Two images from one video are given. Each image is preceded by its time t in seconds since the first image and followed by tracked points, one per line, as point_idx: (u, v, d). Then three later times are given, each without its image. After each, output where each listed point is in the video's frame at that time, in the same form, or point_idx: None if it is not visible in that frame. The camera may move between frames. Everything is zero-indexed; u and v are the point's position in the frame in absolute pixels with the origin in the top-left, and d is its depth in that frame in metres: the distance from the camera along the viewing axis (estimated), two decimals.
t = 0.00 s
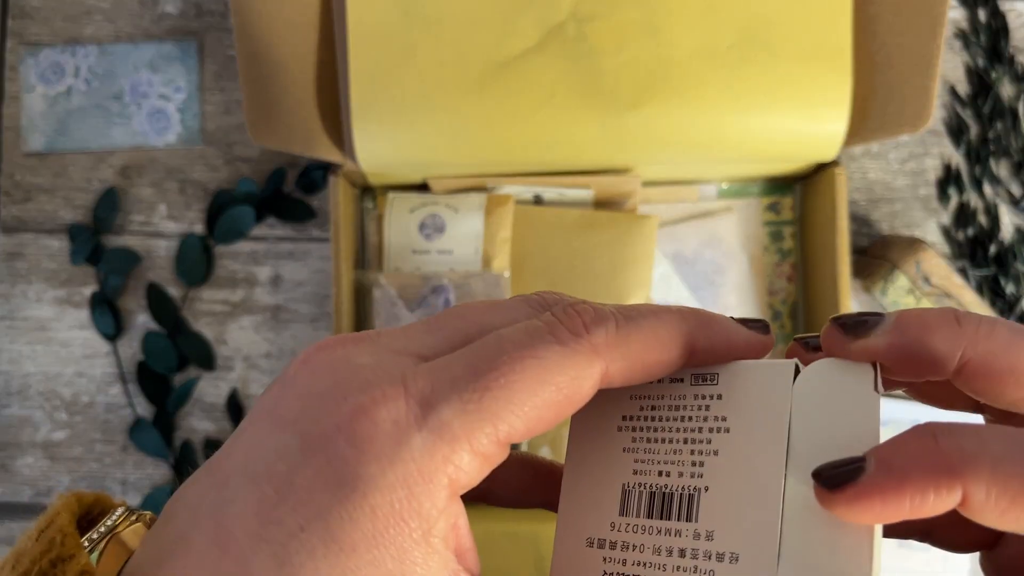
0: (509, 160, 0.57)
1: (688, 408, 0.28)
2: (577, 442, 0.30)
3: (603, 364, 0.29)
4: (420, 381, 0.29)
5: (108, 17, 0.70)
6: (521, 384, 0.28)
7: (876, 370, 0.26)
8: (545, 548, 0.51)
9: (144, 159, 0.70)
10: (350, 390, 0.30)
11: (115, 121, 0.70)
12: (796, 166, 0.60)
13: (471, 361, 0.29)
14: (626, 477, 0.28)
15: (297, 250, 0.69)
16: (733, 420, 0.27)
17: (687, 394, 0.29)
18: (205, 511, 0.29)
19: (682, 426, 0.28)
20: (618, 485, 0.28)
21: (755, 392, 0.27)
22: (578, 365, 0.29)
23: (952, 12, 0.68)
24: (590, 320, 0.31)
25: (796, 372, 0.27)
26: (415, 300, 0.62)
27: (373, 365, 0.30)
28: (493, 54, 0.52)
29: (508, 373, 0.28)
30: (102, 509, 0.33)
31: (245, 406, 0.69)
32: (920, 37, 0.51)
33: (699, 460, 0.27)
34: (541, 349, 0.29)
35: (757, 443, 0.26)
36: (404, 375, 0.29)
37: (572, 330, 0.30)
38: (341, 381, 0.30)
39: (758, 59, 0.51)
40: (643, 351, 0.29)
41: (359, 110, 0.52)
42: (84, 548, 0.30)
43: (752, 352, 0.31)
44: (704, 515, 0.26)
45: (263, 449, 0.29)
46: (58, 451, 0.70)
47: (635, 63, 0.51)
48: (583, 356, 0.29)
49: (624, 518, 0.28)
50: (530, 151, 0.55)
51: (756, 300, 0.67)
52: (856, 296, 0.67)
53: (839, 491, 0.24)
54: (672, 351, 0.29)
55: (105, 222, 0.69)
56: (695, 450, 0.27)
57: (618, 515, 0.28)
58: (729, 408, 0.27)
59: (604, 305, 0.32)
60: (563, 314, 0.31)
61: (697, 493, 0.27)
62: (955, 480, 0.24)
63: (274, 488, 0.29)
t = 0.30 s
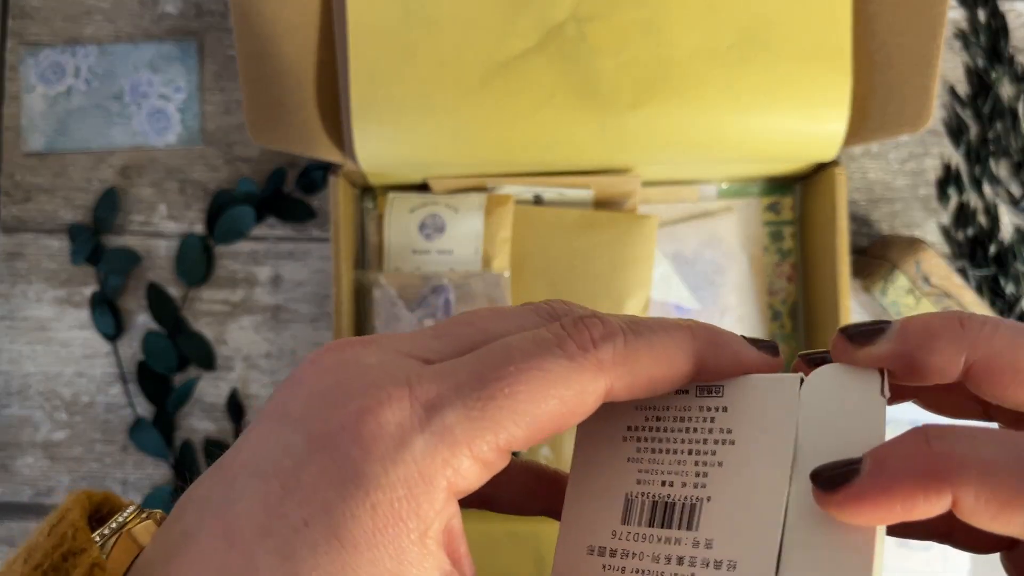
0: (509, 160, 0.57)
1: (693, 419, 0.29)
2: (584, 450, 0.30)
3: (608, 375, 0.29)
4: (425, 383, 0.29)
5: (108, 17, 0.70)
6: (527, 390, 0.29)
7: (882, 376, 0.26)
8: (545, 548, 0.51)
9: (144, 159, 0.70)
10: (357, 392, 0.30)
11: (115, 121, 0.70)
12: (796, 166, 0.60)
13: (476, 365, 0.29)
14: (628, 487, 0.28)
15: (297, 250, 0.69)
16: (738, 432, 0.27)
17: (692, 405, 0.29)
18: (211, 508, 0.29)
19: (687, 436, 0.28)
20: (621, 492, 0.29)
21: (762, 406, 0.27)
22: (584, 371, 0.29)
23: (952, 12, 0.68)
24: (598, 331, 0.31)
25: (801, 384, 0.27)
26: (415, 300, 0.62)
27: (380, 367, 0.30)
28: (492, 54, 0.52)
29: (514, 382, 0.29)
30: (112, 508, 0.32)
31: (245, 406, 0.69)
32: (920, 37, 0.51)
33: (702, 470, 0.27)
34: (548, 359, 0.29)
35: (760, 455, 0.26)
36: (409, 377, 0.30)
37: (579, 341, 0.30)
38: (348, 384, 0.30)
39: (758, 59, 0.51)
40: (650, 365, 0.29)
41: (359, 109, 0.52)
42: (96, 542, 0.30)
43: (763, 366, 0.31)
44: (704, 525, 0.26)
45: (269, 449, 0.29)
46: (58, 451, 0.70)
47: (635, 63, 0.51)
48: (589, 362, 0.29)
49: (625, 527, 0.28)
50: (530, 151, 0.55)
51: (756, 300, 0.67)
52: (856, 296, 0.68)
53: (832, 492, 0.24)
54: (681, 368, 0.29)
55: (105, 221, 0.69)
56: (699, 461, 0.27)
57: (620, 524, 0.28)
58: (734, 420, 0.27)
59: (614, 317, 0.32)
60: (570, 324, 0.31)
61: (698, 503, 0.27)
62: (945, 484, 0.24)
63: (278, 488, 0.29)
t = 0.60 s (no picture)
0: (509, 160, 0.57)
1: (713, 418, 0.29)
2: (603, 449, 0.31)
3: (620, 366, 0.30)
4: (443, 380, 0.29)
5: (108, 17, 0.70)
6: (542, 383, 0.29)
7: (891, 393, 0.26)
8: (545, 548, 0.51)
9: (143, 159, 0.70)
10: (376, 390, 0.30)
11: (115, 121, 0.70)
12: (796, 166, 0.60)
13: (490, 362, 0.29)
14: (648, 484, 0.29)
15: (297, 250, 0.70)
16: (758, 428, 0.27)
17: (714, 404, 0.29)
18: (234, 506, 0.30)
19: (708, 433, 0.28)
20: (640, 489, 0.29)
21: (784, 402, 0.27)
22: (599, 368, 0.29)
23: (951, 12, 0.68)
24: (609, 323, 0.31)
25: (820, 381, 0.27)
26: (415, 300, 0.63)
27: (394, 368, 0.31)
28: (492, 54, 0.52)
29: (529, 374, 0.29)
30: (133, 510, 0.34)
31: (245, 406, 0.69)
32: (920, 38, 0.51)
33: (722, 466, 0.27)
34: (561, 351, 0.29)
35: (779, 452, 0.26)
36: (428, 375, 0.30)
37: (590, 333, 0.30)
38: (367, 384, 0.30)
39: (758, 60, 0.51)
40: (659, 356, 0.30)
41: (359, 110, 0.52)
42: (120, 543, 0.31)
43: (776, 362, 0.31)
44: (724, 520, 0.26)
45: (290, 447, 0.30)
46: (59, 451, 0.70)
47: (635, 63, 0.51)
48: (602, 356, 0.30)
49: (644, 522, 0.28)
50: (530, 151, 0.55)
51: (756, 300, 0.67)
52: (855, 296, 0.67)
53: (818, 508, 0.24)
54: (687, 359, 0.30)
55: (105, 221, 0.70)
56: (719, 457, 0.27)
57: (638, 520, 0.28)
58: (754, 416, 0.28)
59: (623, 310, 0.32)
60: (581, 317, 0.31)
61: (719, 499, 0.27)
62: (928, 509, 0.25)
63: (298, 484, 0.29)
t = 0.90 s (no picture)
0: (510, 161, 0.57)
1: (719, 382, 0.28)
2: (615, 418, 0.31)
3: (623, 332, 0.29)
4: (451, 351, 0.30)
5: (109, 17, 0.70)
6: (544, 350, 0.29)
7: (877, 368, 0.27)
8: (544, 548, 0.51)
9: (143, 159, 0.70)
10: (384, 367, 0.30)
11: (115, 121, 0.70)
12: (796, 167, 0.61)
13: (494, 334, 0.30)
14: (661, 451, 0.28)
15: (297, 250, 0.70)
16: (762, 387, 0.26)
17: (719, 366, 0.28)
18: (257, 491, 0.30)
19: (715, 397, 0.28)
20: (653, 458, 0.29)
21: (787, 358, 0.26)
22: (601, 333, 0.29)
23: (951, 12, 0.68)
24: (609, 292, 0.31)
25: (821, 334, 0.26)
26: (415, 300, 0.63)
27: (404, 346, 0.31)
28: (493, 55, 0.52)
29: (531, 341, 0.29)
30: (161, 500, 0.36)
31: (245, 406, 0.69)
32: (920, 37, 0.51)
33: (730, 427, 0.26)
34: (562, 318, 0.29)
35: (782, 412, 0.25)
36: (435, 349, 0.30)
37: (591, 302, 0.30)
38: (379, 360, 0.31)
39: (758, 60, 0.51)
40: (661, 318, 0.30)
41: (359, 110, 0.52)
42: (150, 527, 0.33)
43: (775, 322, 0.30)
44: (736, 478, 0.25)
45: (309, 429, 0.30)
46: (59, 451, 0.70)
47: (635, 64, 0.52)
48: (604, 323, 0.29)
49: (658, 489, 0.28)
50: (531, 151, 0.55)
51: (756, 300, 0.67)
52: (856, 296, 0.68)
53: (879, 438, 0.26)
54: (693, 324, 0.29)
55: (105, 221, 0.70)
56: (727, 419, 0.27)
57: (653, 487, 0.28)
58: (760, 375, 0.27)
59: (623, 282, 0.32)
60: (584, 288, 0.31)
61: (730, 459, 0.26)
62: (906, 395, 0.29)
63: (315, 461, 0.29)
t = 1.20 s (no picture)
0: (510, 161, 0.57)
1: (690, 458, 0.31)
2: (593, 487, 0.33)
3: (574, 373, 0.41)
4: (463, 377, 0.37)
5: (110, 18, 0.71)
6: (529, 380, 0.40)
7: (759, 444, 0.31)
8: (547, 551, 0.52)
9: (144, 159, 0.71)
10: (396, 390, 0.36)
11: (116, 121, 0.70)
12: (797, 167, 0.61)
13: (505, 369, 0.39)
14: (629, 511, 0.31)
15: (298, 250, 0.70)
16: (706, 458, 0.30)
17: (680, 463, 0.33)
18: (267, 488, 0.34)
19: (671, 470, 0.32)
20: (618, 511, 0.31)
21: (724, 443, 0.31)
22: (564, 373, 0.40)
23: (949, 13, 0.68)
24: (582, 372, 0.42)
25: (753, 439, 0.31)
26: (415, 300, 0.63)
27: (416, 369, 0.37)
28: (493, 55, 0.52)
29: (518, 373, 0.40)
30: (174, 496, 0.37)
31: (246, 405, 0.70)
32: (920, 37, 0.51)
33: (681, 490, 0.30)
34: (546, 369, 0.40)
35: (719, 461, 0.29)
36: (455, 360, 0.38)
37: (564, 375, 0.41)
38: (402, 392, 0.36)
39: (757, 60, 0.52)
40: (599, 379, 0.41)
41: (359, 109, 0.52)
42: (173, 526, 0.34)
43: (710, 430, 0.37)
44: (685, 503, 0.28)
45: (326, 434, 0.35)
46: (60, 450, 0.71)
47: (634, 64, 0.52)
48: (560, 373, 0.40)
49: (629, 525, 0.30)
50: (531, 151, 0.55)
51: (755, 300, 0.67)
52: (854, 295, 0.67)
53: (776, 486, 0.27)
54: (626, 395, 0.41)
55: (106, 221, 0.70)
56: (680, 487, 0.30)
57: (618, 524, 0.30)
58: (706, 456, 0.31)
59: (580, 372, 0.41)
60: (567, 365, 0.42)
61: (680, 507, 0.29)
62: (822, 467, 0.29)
63: (330, 450, 0.34)
